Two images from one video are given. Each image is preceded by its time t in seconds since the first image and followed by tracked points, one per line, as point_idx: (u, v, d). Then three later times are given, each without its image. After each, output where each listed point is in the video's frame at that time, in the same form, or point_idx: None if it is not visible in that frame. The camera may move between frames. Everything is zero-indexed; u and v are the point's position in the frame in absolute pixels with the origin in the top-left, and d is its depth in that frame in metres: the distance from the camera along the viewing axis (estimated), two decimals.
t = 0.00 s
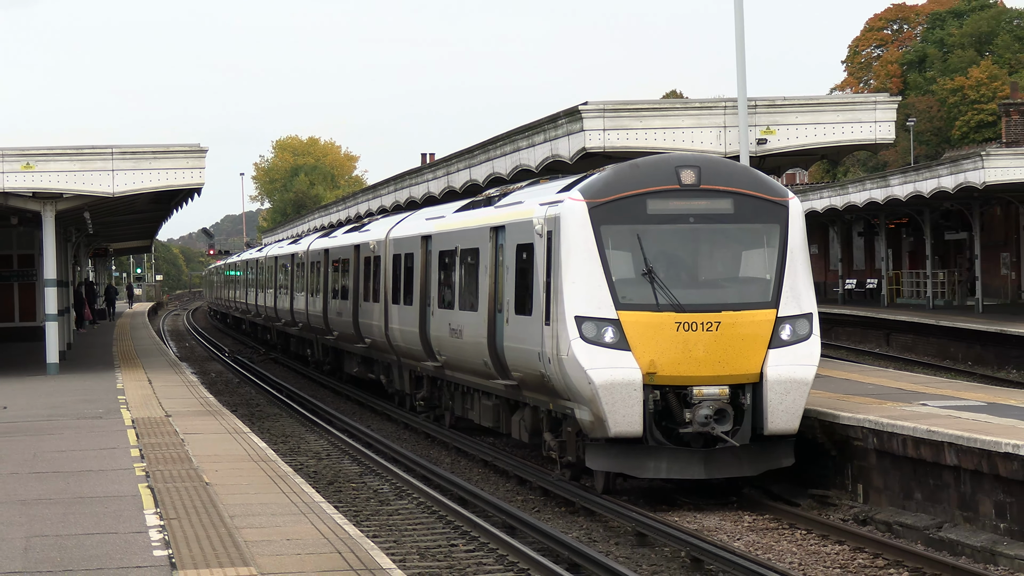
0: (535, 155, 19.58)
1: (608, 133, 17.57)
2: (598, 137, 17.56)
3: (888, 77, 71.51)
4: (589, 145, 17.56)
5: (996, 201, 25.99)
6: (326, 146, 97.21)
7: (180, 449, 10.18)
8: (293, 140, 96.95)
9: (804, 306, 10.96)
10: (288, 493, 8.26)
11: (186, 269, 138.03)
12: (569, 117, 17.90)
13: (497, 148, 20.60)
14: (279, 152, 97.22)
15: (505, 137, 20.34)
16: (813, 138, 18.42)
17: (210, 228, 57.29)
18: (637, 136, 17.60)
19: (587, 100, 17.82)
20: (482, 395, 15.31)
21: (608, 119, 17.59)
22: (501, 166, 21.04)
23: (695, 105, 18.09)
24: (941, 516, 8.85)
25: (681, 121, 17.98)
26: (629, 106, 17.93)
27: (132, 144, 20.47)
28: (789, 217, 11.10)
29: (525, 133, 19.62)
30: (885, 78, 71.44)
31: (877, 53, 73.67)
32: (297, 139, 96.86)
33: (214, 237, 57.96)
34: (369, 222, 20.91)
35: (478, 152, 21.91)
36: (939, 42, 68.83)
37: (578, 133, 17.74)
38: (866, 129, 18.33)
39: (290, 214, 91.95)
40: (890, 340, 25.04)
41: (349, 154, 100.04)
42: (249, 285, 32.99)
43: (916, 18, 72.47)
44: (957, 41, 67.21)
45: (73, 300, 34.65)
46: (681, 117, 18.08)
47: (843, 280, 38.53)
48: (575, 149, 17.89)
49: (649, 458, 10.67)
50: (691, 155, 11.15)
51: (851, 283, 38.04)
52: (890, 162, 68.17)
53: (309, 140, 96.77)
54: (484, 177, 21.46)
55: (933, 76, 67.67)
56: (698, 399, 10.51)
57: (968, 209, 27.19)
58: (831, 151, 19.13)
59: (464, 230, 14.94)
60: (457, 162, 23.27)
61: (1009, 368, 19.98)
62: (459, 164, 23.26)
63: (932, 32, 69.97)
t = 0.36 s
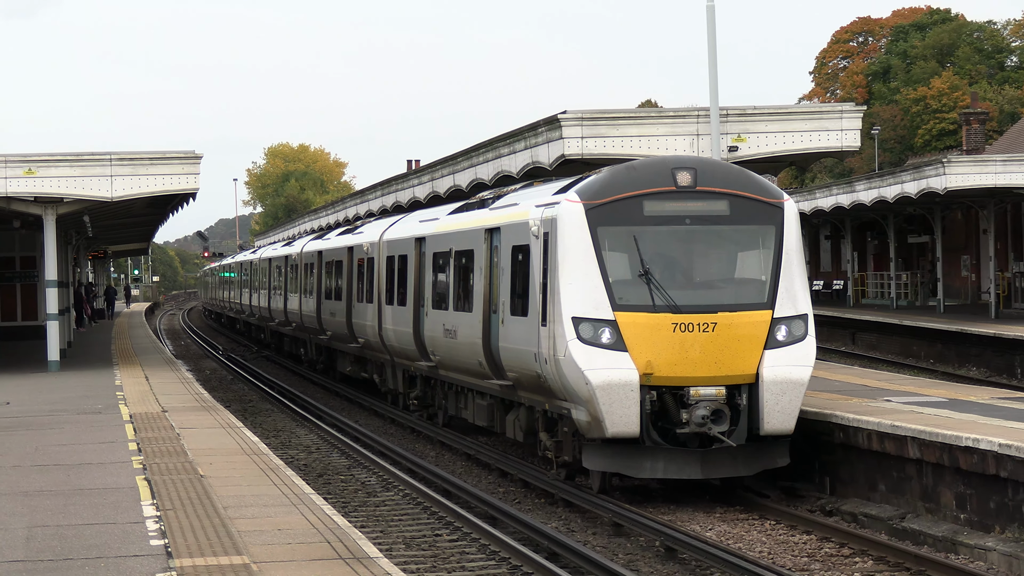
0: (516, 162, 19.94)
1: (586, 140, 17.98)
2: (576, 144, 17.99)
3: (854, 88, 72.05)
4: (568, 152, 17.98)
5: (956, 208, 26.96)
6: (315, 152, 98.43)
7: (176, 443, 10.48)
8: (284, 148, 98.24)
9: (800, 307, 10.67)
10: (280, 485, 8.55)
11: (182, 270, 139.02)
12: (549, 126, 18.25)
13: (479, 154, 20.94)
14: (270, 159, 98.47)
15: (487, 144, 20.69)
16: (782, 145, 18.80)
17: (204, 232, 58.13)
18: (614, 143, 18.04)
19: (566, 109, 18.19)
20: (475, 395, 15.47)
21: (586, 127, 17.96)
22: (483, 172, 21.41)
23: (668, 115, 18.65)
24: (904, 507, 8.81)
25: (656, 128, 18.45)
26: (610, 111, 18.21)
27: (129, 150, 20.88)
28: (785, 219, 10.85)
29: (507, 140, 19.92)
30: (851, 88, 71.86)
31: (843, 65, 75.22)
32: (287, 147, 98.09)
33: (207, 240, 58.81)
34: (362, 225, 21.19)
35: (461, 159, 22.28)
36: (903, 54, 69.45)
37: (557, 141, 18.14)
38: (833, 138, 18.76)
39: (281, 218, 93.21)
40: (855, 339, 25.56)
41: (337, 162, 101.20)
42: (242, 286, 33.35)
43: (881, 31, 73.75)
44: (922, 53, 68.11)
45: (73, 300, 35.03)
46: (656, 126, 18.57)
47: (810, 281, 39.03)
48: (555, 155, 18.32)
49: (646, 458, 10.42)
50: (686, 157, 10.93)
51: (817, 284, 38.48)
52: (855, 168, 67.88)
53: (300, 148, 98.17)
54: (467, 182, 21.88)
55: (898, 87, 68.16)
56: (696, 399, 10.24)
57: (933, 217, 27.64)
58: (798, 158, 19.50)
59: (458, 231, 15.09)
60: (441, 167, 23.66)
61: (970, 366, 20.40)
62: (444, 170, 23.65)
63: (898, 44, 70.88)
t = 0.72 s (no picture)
0: (506, 166, 20.27)
1: (574, 145, 18.23)
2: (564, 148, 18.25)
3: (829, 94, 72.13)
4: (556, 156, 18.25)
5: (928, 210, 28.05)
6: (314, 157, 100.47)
7: (180, 435, 10.82)
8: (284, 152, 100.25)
9: (804, 306, 10.51)
10: (280, 475, 8.90)
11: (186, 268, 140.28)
12: (538, 131, 18.53)
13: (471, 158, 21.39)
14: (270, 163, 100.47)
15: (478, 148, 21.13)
16: (761, 150, 19.03)
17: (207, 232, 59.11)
18: (600, 148, 18.33)
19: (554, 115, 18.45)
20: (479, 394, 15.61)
21: (574, 132, 18.22)
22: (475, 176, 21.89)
23: (653, 121, 18.93)
24: (879, 496, 9.09)
25: (640, 134, 18.73)
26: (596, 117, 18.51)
27: (136, 155, 21.46)
28: (790, 219, 10.67)
29: (498, 145, 20.34)
30: (827, 95, 71.99)
31: (820, 73, 74.92)
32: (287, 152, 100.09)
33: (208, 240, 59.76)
34: (364, 225, 21.50)
35: (454, 162, 22.74)
36: (876, 63, 69.68)
37: (545, 146, 18.43)
38: (809, 143, 18.96)
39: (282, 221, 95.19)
40: (831, 336, 26.31)
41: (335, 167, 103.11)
42: (245, 285, 33.76)
43: (855, 40, 73.69)
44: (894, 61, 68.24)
45: (82, 298, 35.51)
46: (640, 132, 18.84)
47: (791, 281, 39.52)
48: (542, 160, 18.61)
49: (651, 457, 10.24)
50: (691, 156, 10.75)
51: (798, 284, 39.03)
52: (831, 172, 68.79)
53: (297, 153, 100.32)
54: (459, 186, 22.40)
55: (871, 95, 68.37)
56: (701, 399, 10.07)
57: (903, 220, 29.09)
58: (777, 162, 19.87)
59: (461, 231, 15.26)
60: (435, 171, 24.13)
61: (941, 361, 20.98)
62: (437, 173, 24.15)
63: (871, 55, 70.80)
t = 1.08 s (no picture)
0: (497, 171, 20.61)
1: (562, 151, 18.47)
2: (553, 154, 18.49)
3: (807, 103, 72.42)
4: (545, 162, 18.49)
5: (901, 213, 29.22)
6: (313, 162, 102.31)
7: (184, 429, 11.16)
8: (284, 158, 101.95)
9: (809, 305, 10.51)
10: (279, 468, 9.24)
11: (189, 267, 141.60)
12: (527, 138, 18.82)
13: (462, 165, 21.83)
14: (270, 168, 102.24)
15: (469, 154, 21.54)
16: (742, 157, 19.40)
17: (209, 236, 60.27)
18: (588, 154, 18.57)
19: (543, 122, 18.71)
20: (482, 393, 15.68)
21: (562, 139, 18.47)
22: (467, 182, 22.33)
23: (638, 127, 19.22)
24: (856, 489, 9.36)
25: (626, 140, 18.97)
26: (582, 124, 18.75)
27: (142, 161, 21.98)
28: (795, 219, 10.68)
29: (488, 151, 20.75)
30: (804, 104, 71.79)
31: (798, 82, 74.59)
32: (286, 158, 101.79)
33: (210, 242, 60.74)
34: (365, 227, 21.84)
35: (446, 168, 23.19)
36: (851, 73, 69.94)
37: (535, 152, 18.68)
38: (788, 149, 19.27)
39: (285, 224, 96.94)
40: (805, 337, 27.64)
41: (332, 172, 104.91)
42: (247, 286, 34.16)
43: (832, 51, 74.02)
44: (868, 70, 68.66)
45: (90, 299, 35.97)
46: (626, 138, 19.10)
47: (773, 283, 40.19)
48: (533, 165, 18.81)
49: (657, 456, 10.26)
50: (696, 157, 10.76)
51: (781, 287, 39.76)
52: (809, 177, 69.87)
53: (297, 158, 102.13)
54: (452, 191, 22.86)
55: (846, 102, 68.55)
56: (707, 398, 10.09)
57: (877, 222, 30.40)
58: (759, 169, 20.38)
59: (462, 234, 15.49)
60: (430, 176, 24.53)
61: (914, 358, 21.60)
62: (431, 178, 24.64)
63: (846, 65, 71.13)
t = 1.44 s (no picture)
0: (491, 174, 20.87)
1: (549, 156, 19.11)
2: (539, 159, 19.09)
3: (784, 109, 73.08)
4: (533, 165, 19.07)
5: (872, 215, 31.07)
6: (310, 166, 103.97)
7: (185, 422, 11.52)
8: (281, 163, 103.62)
9: (811, 303, 10.37)
10: (276, 459, 9.60)
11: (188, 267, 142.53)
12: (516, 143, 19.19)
13: (457, 166, 22.23)
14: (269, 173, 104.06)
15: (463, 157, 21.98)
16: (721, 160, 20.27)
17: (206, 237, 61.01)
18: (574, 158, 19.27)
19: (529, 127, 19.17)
20: (482, 389, 15.75)
21: (548, 143, 19.13)
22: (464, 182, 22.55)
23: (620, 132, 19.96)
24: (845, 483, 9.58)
25: (611, 144, 19.69)
26: (568, 129, 19.36)
27: (145, 165, 22.39)
28: (796, 218, 10.55)
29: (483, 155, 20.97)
30: (780, 109, 72.91)
31: (774, 89, 75.64)
32: (283, 162, 103.44)
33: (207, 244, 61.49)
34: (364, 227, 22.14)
35: (440, 170, 23.53)
36: (825, 79, 70.87)
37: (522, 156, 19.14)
38: (765, 152, 20.08)
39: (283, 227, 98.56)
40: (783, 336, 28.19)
41: (328, 175, 106.46)
42: (247, 285, 34.52)
43: (807, 59, 74.51)
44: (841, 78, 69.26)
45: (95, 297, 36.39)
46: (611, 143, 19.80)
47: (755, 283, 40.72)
48: (519, 168, 19.33)
49: (660, 453, 10.14)
50: (697, 156, 10.63)
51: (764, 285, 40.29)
52: (787, 180, 70.55)
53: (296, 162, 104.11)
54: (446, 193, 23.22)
55: (821, 108, 69.63)
56: (710, 396, 9.98)
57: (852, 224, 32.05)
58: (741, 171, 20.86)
59: (461, 233, 15.68)
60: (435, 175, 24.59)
61: (886, 353, 22.14)
62: (433, 178, 24.70)
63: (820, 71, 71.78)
